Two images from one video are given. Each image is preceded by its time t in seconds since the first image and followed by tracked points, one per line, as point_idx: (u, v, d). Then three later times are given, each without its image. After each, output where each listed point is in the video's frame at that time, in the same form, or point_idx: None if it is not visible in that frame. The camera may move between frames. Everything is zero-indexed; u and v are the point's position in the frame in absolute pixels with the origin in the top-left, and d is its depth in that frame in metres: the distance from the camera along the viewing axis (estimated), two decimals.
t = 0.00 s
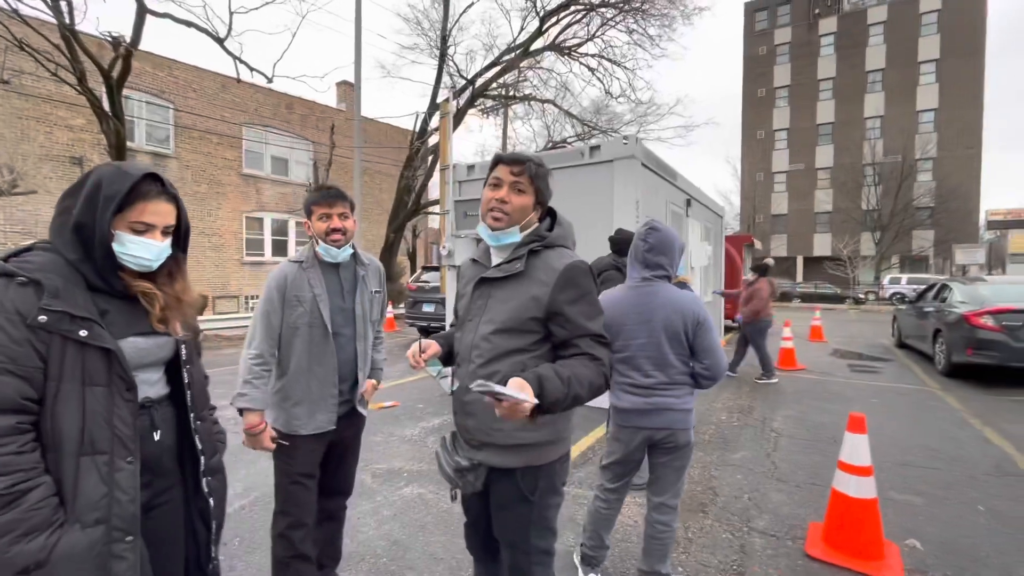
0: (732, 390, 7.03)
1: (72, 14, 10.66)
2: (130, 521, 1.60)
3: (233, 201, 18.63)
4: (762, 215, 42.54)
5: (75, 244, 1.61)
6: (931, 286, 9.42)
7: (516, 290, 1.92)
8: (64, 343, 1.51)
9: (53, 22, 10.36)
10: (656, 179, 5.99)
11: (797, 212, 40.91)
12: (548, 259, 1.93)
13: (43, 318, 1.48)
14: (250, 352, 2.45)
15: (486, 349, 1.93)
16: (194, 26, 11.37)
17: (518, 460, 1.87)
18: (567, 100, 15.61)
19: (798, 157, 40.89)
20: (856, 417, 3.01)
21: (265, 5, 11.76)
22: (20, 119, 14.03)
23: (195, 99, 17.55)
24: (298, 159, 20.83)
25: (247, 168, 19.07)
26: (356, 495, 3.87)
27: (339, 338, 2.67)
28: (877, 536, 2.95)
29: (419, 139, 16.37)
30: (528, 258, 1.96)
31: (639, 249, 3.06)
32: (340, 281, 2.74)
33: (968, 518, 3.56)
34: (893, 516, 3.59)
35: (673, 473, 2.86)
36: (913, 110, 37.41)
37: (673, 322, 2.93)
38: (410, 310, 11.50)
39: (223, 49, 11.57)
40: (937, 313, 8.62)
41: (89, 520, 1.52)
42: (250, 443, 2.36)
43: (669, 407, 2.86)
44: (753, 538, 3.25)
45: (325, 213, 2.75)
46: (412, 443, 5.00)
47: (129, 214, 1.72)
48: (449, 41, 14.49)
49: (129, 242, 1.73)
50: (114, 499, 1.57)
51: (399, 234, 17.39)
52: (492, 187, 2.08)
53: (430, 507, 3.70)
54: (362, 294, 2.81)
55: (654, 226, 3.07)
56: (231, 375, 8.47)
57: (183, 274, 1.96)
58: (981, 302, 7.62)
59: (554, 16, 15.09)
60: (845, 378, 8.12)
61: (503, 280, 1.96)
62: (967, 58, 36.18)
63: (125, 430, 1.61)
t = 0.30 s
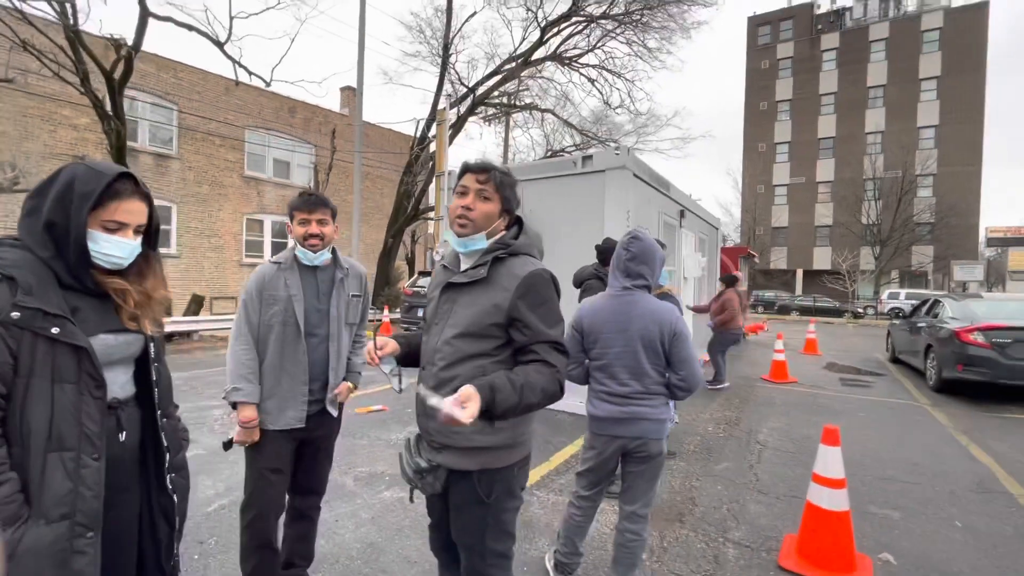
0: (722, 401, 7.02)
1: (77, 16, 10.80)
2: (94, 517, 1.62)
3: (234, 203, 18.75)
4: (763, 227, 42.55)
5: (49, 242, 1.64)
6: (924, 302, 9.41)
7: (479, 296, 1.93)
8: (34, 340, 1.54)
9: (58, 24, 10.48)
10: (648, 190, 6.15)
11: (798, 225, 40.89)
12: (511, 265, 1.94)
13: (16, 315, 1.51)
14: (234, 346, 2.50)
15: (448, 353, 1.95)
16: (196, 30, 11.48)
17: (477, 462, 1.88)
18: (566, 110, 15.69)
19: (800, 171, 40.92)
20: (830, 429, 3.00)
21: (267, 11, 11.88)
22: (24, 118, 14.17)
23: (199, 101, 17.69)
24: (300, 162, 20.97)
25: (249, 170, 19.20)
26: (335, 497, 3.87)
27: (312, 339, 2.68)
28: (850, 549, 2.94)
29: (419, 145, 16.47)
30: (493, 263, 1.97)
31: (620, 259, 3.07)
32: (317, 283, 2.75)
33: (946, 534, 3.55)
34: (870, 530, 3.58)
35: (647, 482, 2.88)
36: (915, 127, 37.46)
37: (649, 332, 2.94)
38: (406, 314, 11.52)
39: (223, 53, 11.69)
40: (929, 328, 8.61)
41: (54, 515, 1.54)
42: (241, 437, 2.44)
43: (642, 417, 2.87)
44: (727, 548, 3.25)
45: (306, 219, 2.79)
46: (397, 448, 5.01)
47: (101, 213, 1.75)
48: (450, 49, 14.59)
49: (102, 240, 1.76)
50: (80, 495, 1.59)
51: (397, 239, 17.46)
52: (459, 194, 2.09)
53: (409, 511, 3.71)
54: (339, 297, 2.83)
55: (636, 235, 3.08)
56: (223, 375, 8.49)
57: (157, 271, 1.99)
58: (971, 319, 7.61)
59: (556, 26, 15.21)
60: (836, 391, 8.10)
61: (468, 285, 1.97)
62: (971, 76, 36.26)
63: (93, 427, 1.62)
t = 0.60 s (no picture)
0: (729, 413, 6.93)
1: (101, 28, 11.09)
2: (73, 530, 1.63)
3: (251, 209, 19.08)
4: (779, 237, 42.02)
5: (26, 248, 1.67)
6: (941, 316, 9.17)
7: (463, 304, 1.95)
8: (9, 350, 1.55)
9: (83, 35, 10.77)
10: (653, 199, 6.30)
11: (816, 236, 40.34)
12: (496, 276, 1.95)
13: None
14: (232, 348, 2.53)
15: (431, 359, 1.95)
16: (214, 41, 11.71)
17: (454, 469, 1.89)
18: (578, 119, 15.73)
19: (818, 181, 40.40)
20: (829, 444, 2.98)
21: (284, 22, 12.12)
22: (50, 125, 14.56)
23: (219, 109, 18.05)
24: (316, 169, 21.28)
25: (266, 177, 19.53)
26: (334, 501, 3.91)
27: (305, 344, 2.71)
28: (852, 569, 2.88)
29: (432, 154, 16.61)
30: (479, 273, 1.98)
31: (612, 270, 3.07)
32: (313, 290, 2.79)
33: (949, 555, 3.53)
34: (872, 549, 3.57)
35: (637, 494, 2.85)
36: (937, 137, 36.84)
37: (638, 344, 2.92)
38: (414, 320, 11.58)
39: (239, 63, 11.93)
40: (945, 342, 8.43)
41: (31, 529, 1.55)
42: (233, 440, 2.44)
43: (630, 429, 2.85)
44: (724, 563, 3.24)
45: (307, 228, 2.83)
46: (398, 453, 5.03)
47: (85, 218, 1.78)
48: (464, 59, 14.72)
49: (84, 245, 1.79)
50: (57, 508, 1.60)
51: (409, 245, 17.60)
52: (448, 204, 2.11)
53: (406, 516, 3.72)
54: (334, 303, 2.86)
55: (628, 246, 3.08)
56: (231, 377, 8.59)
57: (136, 278, 2.02)
58: (990, 334, 7.40)
59: (569, 37, 15.29)
60: (848, 405, 7.96)
61: (454, 294, 1.98)
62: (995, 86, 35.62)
63: (71, 437, 1.64)
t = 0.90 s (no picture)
0: (741, 420, 6.84)
1: (120, 45, 11.37)
2: (78, 544, 1.65)
3: (267, 218, 19.36)
4: (795, 242, 41.55)
5: (21, 257, 1.68)
6: (962, 321, 8.94)
7: (462, 312, 1.96)
8: (9, 361, 1.58)
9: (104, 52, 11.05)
10: (661, 204, 6.27)
11: (832, 240, 39.80)
12: (494, 285, 1.96)
13: None
14: (232, 360, 2.54)
15: (428, 367, 1.95)
16: (229, 55, 11.93)
17: (452, 474, 1.89)
18: (587, 125, 15.72)
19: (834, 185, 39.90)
20: (839, 451, 2.91)
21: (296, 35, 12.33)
22: (72, 139, 14.93)
23: (235, 121, 18.36)
24: (330, 178, 21.55)
25: (281, 187, 19.82)
26: (341, 507, 3.93)
27: (307, 352, 2.75)
28: None
29: (444, 162, 16.72)
30: (477, 282, 2.00)
31: (609, 275, 3.08)
32: (316, 297, 2.82)
33: (966, 565, 3.45)
34: (885, 558, 3.51)
35: (639, 499, 2.83)
36: (957, 139, 36.22)
37: (636, 348, 2.92)
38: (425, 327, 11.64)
39: (253, 76, 12.15)
40: (966, 347, 8.23)
41: (35, 544, 1.57)
42: (234, 451, 2.47)
43: (631, 434, 2.83)
44: (733, 572, 3.19)
45: (315, 235, 2.82)
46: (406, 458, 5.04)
47: (79, 223, 1.82)
48: (474, 68, 14.84)
49: (79, 251, 1.84)
50: (61, 522, 1.62)
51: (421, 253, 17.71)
52: (449, 212, 2.12)
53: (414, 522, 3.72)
54: (337, 310, 2.90)
55: (624, 252, 3.10)
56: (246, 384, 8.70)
57: (133, 283, 2.06)
58: (1014, 339, 7.19)
59: (578, 43, 15.32)
60: (864, 412, 7.81)
61: (454, 302, 2.00)
62: (1016, 86, 34.94)
63: (74, 449, 1.67)
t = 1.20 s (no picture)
0: (735, 424, 6.85)
1: (110, 55, 11.35)
2: (94, 550, 1.67)
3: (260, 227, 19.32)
4: (786, 245, 41.80)
5: (18, 270, 1.65)
6: (952, 323, 9.00)
7: (448, 319, 1.96)
8: (18, 377, 1.57)
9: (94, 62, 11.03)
10: (651, 209, 6.33)
11: (824, 243, 40.09)
12: (480, 292, 1.97)
13: None
14: (193, 381, 2.43)
15: (415, 374, 1.95)
16: (219, 65, 11.93)
17: (438, 482, 1.89)
18: (579, 132, 15.82)
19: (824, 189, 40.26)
20: (829, 453, 2.93)
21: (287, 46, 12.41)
22: (62, 150, 14.86)
23: (227, 130, 18.34)
24: (322, 187, 21.56)
25: (273, 196, 19.80)
26: (333, 518, 3.90)
27: (283, 365, 2.72)
28: None
29: (436, 170, 16.75)
30: (464, 288, 2.01)
31: (591, 282, 3.12)
32: (287, 307, 2.80)
33: (959, 566, 3.46)
34: (878, 560, 3.51)
35: (625, 502, 2.82)
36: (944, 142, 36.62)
37: (618, 353, 2.95)
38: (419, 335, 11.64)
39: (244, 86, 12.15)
40: (956, 349, 8.29)
41: (56, 553, 1.58)
42: (199, 476, 2.39)
43: (616, 437, 2.85)
44: None
45: (285, 242, 2.83)
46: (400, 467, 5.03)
47: (84, 230, 1.88)
48: (466, 76, 14.91)
49: (80, 255, 1.87)
50: (77, 530, 1.63)
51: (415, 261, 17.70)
52: (431, 222, 2.13)
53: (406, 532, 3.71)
54: (310, 320, 2.89)
55: (603, 259, 3.14)
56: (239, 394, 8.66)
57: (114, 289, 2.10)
58: (1004, 340, 7.24)
59: (569, 51, 15.43)
60: (857, 414, 7.84)
61: (441, 308, 2.00)
62: (1000, 90, 35.42)
63: (83, 458, 1.67)
